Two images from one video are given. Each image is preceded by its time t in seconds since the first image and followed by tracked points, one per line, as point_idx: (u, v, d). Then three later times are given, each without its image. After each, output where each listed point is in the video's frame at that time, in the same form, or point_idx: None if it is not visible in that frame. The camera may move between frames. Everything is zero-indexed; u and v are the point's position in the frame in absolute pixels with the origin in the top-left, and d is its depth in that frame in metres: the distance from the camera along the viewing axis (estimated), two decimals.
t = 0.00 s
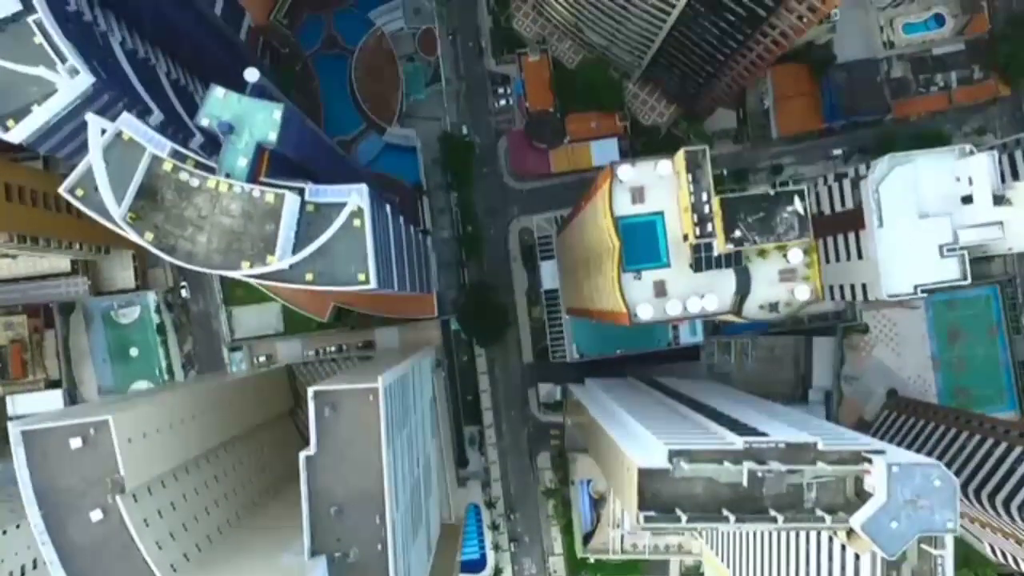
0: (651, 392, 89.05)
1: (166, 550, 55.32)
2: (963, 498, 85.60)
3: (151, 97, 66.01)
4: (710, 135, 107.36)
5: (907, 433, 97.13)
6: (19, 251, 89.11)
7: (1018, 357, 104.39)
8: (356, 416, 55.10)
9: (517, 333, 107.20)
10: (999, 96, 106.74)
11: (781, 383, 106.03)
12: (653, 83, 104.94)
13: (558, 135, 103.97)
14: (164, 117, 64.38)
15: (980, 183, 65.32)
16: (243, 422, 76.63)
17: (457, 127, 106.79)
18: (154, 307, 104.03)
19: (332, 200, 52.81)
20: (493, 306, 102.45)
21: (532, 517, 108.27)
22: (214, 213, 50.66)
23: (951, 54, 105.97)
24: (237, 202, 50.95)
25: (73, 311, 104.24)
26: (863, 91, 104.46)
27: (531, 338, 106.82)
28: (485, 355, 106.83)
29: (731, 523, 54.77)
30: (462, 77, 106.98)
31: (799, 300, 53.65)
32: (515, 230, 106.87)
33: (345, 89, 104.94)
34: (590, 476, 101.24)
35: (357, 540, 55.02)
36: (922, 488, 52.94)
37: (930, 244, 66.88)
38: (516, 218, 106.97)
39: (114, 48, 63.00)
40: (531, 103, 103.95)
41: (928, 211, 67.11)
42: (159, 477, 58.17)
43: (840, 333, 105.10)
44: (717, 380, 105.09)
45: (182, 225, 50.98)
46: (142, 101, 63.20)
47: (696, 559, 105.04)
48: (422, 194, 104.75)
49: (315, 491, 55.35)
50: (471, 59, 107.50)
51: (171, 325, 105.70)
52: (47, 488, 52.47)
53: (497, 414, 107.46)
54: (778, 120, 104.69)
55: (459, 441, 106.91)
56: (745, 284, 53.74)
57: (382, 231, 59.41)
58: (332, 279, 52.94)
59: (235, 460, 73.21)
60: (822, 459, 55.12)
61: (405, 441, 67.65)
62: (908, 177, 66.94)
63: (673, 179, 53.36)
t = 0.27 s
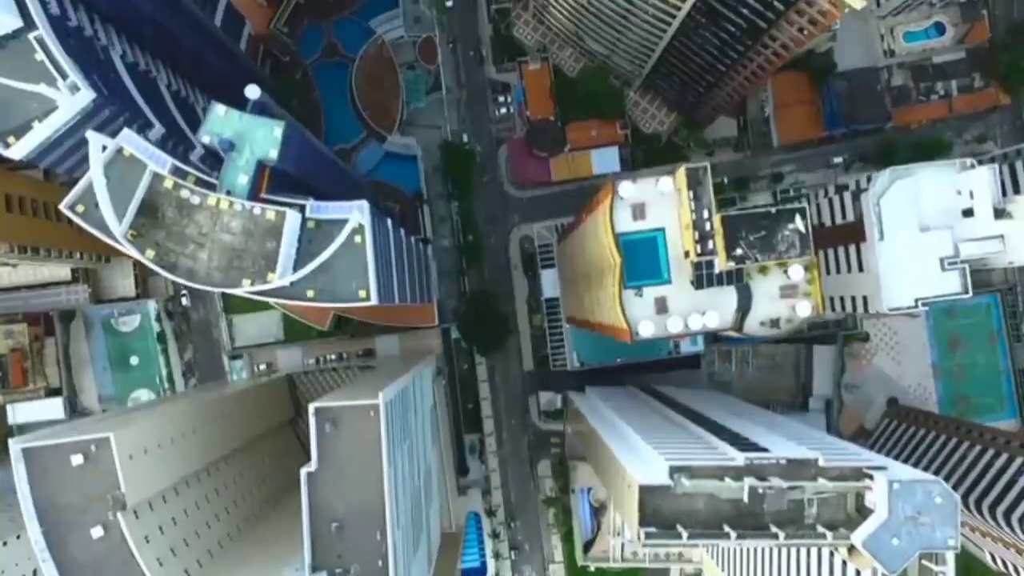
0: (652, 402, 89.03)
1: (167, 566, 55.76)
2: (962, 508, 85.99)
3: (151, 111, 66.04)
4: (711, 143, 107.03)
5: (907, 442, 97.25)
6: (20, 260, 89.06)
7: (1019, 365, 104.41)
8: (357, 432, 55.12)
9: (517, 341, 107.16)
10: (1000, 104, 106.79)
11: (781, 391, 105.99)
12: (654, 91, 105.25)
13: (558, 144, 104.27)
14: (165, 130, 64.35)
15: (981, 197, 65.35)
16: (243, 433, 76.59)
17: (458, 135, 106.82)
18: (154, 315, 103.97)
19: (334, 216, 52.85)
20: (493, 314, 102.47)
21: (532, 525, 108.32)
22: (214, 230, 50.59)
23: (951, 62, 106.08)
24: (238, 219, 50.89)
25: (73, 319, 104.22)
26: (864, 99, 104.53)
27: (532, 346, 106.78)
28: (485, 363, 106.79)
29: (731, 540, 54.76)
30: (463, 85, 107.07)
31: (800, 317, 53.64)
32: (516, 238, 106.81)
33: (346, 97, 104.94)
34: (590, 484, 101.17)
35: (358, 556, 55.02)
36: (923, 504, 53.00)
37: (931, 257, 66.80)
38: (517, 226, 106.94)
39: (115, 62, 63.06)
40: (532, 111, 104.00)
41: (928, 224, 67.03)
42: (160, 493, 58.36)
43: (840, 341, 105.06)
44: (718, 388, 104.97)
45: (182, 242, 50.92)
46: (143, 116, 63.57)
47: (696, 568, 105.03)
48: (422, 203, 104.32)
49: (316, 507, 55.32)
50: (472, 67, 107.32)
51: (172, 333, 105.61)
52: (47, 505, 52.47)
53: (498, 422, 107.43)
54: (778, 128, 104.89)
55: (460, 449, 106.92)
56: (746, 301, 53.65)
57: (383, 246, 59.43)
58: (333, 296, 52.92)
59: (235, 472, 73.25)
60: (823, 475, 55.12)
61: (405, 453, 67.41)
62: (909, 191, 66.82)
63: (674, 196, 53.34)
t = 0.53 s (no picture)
0: (653, 412, 88.97)
1: None
2: (962, 518, 86.22)
3: (152, 124, 65.71)
4: (712, 151, 106.89)
5: (907, 451, 97.31)
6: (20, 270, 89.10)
7: (1019, 373, 104.37)
8: (358, 448, 55.13)
9: (517, 349, 107.17)
10: (1000, 112, 106.78)
11: (781, 399, 105.96)
12: (654, 99, 105.14)
13: (558, 152, 104.22)
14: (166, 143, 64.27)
15: (982, 211, 65.29)
16: (243, 445, 76.46)
17: (459, 144, 106.72)
18: (154, 323, 103.75)
19: (335, 233, 52.81)
20: (494, 323, 102.52)
21: (532, 534, 108.30)
22: (215, 248, 50.56)
23: (952, 70, 106.06)
24: (239, 237, 50.84)
25: (73, 327, 104.11)
26: (864, 108, 104.58)
27: (532, 355, 106.77)
28: (485, 371, 106.77)
29: (732, 556, 54.76)
30: (464, 92, 107.01)
31: (800, 334, 53.64)
32: (516, 246, 106.79)
33: (347, 105, 105.03)
34: (591, 492, 101.57)
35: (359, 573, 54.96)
36: (924, 521, 52.92)
37: (931, 270, 66.84)
38: (517, 234, 106.90)
39: (116, 76, 63.01)
40: (532, 119, 103.96)
41: (929, 237, 67.00)
42: (161, 508, 58.39)
43: (840, 350, 105.02)
44: (718, 396, 104.89)
45: (183, 260, 50.93)
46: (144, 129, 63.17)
47: None
48: (423, 212, 104.35)
49: (317, 523, 55.30)
50: (472, 75, 107.12)
51: (172, 342, 105.36)
52: (48, 522, 52.51)
53: (498, 430, 107.38)
54: (779, 136, 104.31)
55: (460, 457, 106.92)
56: (746, 318, 53.66)
57: (384, 260, 59.41)
58: (334, 312, 52.91)
59: (235, 484, 73.25)
60: (824, 491, 55.09)
61: (405, 466, 67.16)
62: (910, 204, 66.69)
63: (675, 213, 53.21)
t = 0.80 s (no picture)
0: (653, 424, 88.89)
1: None
2: (962, 530, 86.24)
3: (152, 140, 65.54)
4: (712, 161, 106.67)
5: (907, 462, 97.45)
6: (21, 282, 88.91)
7: (1019, 383, 104.45)
8: (359, 468, 55.12)
9: (517, 359, 107.12)
10: (1001, 122, 106.82)
11: (781, 409, 105.99)
12: (654, 109, 105.13)
13: (558, 162, 104.18)
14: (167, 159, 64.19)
15: (982, 226, 65.92)
16: (244, 459, 76.33)
17: (459, 153, 106.41)
18: (154, 333, 103.59)
19: (336, 253, 52.62)
20: (494, 333, 102.51)
21: (533, 544, 108.25)
22: (216, 270, 50.46)
23: (952, 80, 106.04)
24: (239, 258, 50.73)
25: (73, 337, 103.89)
26: (865, 118, 104.58)
27: (532, 364, 106.75)
28: (486, 381, 106.68)
29: None
30: (464, 101, 106.65)
31: (801, 354, 53.62)
32: (516, 256, 106.71)
33: (347, 115, 104.90)
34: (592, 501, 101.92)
35: None
36: (925, 542, 53.26)
37: (932, 286, 66.78)
38: (518, 244, 106.83)
39: (117, 92, 62.95)
40: (533, 129, 103.89)
41: (930, 254, 66.91)
42: (161, 527, 58.48)
43: (841, 360, 104.95)
44: (718, 406, 104.82)
45: (184, 281, 50.84)
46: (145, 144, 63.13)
47: None
48: (423, 222, 104.43)
49: (317, 543, 55.28)
50: (472, 85, 106.76)
51: (172, 351, 105.23)
52: (48, 542, 52.49)
53: (498, 440, 107.35)
54: (779, 146, 104.85)
55: (460, 467, 106.87)
56: (747, 338, 53.65)
57: (385, 278, 59.33)
58: (335, 332, 52.79)
59: (235, 499, 73.27)
60: (825, 511, 55.14)
61: (406, 481, 66.88)
62: (911, 221, 66.60)
63: (675, 233, 53.19)
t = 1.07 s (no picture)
0: (654, 435, 88.82)
1: None
2: (959, 540, 87.43)
3: (152, 154, 65.39)
4: (712, 170, 106.69)
5: (907, 471, 97.59)
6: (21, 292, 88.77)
7: (1019, 392, 104.56)
8: (360, 485, 55.11)
9: (517, 369, 107.20)
10: (1001, 130, 106.93)
11: (781, 418, 105.96)
12: (654, 118, 105.08)
13: (559, 171, 104.19)
14: (167, 173, 64.17)
15: (982, 240, 66.22)
16: (244, 471, 76.22)
17: (459, 162, 106.37)
18: (154, 341, 103.47)
19: (337, 270, 52.56)
20: (494, 342, 102.50)
21: (533, 552, 108.18)
22: (216, 288, 50.41)
23: (952, 89, 106.09)
24: (240, 277, 50.68)
25: (72, 346, 103.79)
26: (865, 127, 104.55)
27: (533, 373, 106.81)
28: (486, 390, 106.65)
29: None
30: (464, 110, 106.63)
31: (802, 371, 53.65)
32: (516, 264, 106.65)
33: (347, 124, 104.73)
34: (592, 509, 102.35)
35: None
36: (926, 560, 53.00)
37: (933, 300, 66.79)
38: (518, 252, 106.79)
39: (117, 106, 62.86)
40: (533, 138, 103.86)
41: (930, 268, 66.92)
42: (161, 544, 58.56)
43: (841, 369, 104.89)
44: (719, 415, 104.75)
45: (184, 300, 50.80)
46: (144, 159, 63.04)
47: None
48: (423, 231, 104.39)
49: (318, 560, 55.23)
50: (472, 93, 106.64)
51: (172, 359, 105.17)
52: (49, 561, 52.46)
53: (498, 448, 107.32)
54: (778, 154, 105.14)
55: (460, 476, 106.80)
56: (748, 356, 53.68)
57: (385, 294, 59.32)
58: (336, 349, 52.81)
59: (236, 512, 73.28)
60: (825, 528, 55.10)
61: (405, 496, 66.59)
62: (911, 236, 66.59)
63: (676, 251, 53.18)
